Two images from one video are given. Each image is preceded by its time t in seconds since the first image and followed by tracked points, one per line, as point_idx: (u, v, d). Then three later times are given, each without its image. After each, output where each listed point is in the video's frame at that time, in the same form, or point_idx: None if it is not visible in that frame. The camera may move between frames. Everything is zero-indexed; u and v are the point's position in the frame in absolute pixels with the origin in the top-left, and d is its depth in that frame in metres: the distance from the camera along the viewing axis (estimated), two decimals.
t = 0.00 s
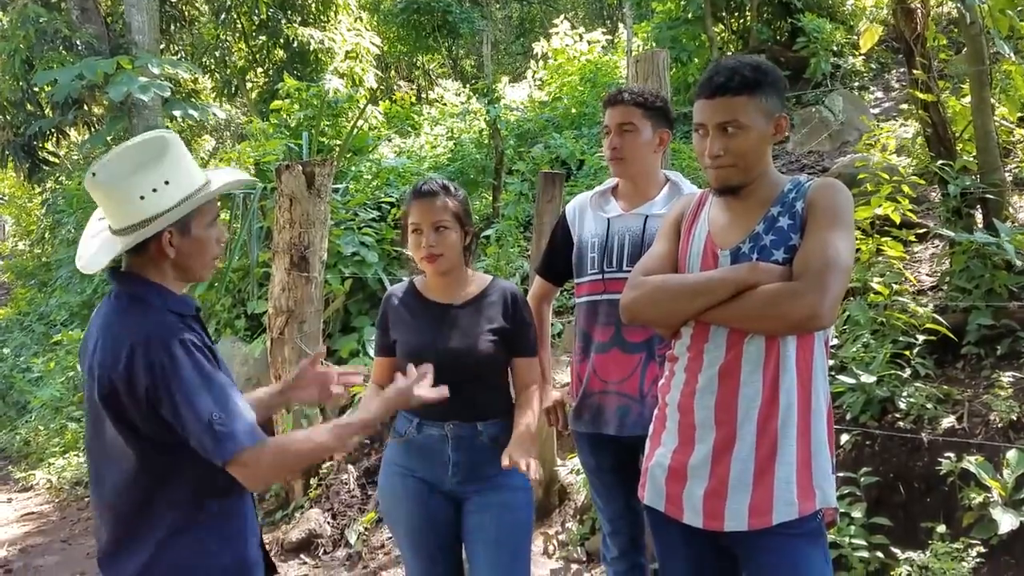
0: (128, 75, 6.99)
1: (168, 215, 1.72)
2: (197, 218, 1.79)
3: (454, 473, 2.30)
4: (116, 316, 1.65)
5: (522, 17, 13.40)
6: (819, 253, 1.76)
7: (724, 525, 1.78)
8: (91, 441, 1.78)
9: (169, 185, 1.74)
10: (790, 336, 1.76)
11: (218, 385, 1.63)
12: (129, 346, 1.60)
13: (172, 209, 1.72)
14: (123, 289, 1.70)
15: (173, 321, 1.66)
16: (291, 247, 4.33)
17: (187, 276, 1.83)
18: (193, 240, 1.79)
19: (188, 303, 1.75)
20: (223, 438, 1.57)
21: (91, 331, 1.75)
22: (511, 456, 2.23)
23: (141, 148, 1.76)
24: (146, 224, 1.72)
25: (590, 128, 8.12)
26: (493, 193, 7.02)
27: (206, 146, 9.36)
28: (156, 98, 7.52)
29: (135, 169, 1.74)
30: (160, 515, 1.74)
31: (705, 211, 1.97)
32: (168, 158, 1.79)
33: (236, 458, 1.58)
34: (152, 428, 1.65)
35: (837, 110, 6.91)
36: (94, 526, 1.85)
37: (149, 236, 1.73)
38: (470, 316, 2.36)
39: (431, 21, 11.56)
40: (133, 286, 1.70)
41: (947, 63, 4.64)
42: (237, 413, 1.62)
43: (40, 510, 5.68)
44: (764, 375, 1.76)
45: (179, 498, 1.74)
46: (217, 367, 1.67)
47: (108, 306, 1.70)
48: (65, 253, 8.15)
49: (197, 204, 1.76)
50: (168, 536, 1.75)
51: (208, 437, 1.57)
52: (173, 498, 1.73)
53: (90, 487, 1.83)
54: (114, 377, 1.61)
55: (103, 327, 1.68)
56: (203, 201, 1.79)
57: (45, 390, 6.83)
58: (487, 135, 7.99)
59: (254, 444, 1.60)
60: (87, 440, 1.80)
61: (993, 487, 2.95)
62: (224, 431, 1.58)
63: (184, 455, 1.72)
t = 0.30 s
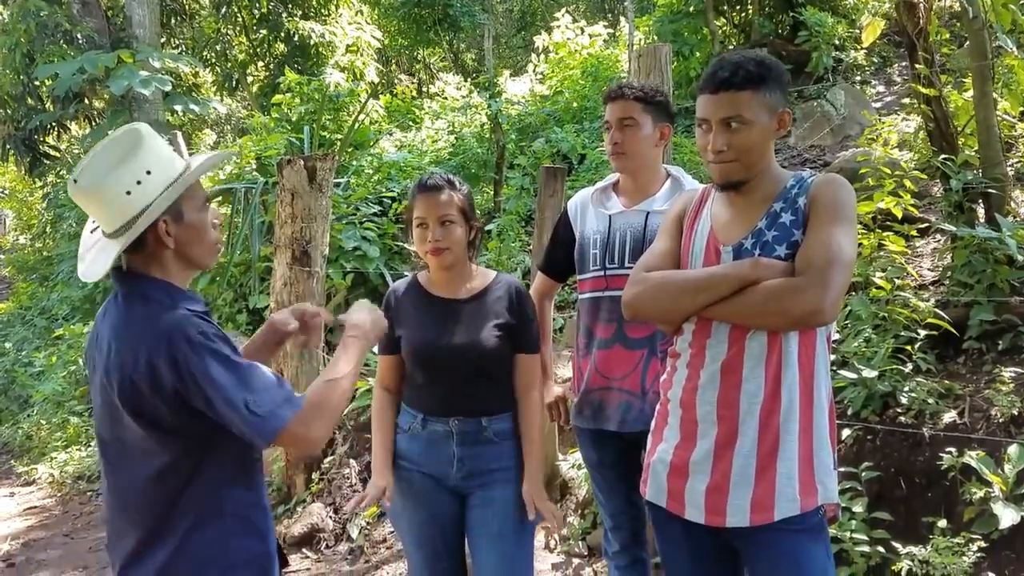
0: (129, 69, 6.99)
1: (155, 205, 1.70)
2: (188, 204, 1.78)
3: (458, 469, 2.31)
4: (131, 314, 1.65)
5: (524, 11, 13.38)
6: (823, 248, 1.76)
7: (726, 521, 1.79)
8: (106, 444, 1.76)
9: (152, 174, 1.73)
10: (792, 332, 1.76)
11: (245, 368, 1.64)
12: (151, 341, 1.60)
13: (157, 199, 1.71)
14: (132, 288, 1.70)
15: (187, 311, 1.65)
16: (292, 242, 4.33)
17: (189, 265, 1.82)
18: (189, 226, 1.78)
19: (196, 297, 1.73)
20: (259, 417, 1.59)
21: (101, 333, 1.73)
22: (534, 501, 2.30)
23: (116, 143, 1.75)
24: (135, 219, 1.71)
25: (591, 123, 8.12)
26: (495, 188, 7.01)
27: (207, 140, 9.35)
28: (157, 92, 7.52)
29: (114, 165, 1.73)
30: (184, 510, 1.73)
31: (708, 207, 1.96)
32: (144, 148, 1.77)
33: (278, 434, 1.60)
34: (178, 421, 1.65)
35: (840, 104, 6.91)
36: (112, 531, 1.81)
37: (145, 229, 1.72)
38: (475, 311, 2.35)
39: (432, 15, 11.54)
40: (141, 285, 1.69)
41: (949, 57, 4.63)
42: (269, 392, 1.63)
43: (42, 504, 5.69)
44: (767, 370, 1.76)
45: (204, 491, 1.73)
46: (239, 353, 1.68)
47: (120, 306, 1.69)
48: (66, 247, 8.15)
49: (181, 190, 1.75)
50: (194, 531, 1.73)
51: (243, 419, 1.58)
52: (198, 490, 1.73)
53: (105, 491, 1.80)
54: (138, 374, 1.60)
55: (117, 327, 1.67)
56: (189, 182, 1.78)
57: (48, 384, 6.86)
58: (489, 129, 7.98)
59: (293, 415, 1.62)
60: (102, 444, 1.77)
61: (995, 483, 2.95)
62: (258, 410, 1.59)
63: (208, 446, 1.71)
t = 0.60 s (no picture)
0: (130, 67, 6.99)
1: (154, 199, 1.70)
2: (191, 198, 1.77)
3: (459, 468, 2.31)
4: (134, 314, 1.65)
5: (525, 8, 13.36)
6: (823, 248, 1.76)
7: (725, 520, 1.79)
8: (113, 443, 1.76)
9: (149, 171, 1.74)
10: (791, 332, 1.76)
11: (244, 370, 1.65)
12: (152, 341, 1.60)
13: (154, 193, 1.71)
14: (135, 286, 1.71)
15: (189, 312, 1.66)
16: (293, 240, 4.34)
17: (197, 259, 1.82)
18: (195, 220, 1.78)
19: (204, 298, 1.74)
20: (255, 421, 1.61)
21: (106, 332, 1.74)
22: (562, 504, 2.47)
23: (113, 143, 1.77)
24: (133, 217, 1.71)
25: (592, 121, 8.12)
26: (495, 185, 7.01)
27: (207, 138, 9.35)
28: (157, 90, 7.52)
29: (112, 165, 1.74)
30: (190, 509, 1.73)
31: (708, 206, 1.96)
32: (140, 146, 1.77)
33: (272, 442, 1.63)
34: (179, 422, 1.65)
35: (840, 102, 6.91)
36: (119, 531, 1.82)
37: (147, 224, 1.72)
38: (475, 309, 2.35)
39: (432, 12, 11.56)
40: (144, 285, 1.69)
41: (950, 55, 4.63)
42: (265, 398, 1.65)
43: (44, 502, 5.71)
44: (765, 369, 1.77)
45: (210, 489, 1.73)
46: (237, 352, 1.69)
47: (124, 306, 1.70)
48: (67, 246, 8.16)
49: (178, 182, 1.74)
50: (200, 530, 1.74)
51: (240, 422, 1.60)
52: (204, 489, 1.73)
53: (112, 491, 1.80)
54: (139, 375, 1.61)
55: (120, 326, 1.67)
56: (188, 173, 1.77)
57: (49, 381, 6.87)
58: (489, 127, 7.98)
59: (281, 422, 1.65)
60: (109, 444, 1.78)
61: (995, 481, 2.96)
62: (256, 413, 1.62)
63: (210, 447, 1.72)
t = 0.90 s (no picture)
0: (130, 67, 6.99)
1: (162, 197, 1.70)
2: (203, 198, 1.78)
3: (460, 468, 2.31)
4: (142, 311, 1.65)
5: (525, 7, 13.36)
6: (821, 249, 1.76)
7: (723, 523, 1.80)
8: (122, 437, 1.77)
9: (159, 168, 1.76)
10: (790, 334, 1.77)
11: (225, 389, 1.61)
12: (149, 340, 1.59)
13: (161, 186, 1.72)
14: (149, 283, 1.71)
15: (202, 317, 1.65)
16: (294, 241, 4.34)
17: (211, 259, 1.82)
18: (207, 219, 1.79)
19: (220, 303, 1.76)
20: (217, 444, 1.56)
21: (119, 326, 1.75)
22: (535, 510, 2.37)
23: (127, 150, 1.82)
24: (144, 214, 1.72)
25: (593, 121, 8.12)
26: (496, 185, 7.00)
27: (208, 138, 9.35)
28: (158, 90, 7.54)
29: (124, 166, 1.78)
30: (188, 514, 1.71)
31: (707, 207, 1.97)
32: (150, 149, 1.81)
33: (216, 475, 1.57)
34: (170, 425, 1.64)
35: (840, 102, 6.91)
36: (127, 529, 1.82)
37: (159, 220, 1.72)
38: (475, 310, 2.35)
39: (433, 12, 11.51)
40: (162, 283, 1.69)
41: (949, 56, 4.62)
42: (233, 426, 1.60)
43: (45, 502, 5.71)
44: (763, 371, 1.77)
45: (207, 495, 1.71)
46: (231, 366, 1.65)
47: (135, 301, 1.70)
48: (68, 246, 8.17)
49: (186, 178, 1.74)
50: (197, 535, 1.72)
51: (203, 443, 1.56)
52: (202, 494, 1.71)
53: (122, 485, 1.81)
54: (137, 368, 1.60)
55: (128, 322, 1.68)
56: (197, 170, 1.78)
57: (50, 381, 6.88)
58: (489, 127, 7.99)
59: (232, 460, 1.58)
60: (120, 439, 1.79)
61: (994, 482, 2.96)
62: (220, 437, 1.57)
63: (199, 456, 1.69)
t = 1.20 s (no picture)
0: (131, 67, 6.99)
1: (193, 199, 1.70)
2: (226, 202, 1.79)
3: (461, 469, 2.31)
4: (151, 310, 1.65)
5: (526, 7, 13.35)
6: (822, 249, 1.76)
7: (723, 524, 1.80)
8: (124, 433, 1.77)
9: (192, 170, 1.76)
10: (790, 334, 1.77)
11: (231, 394, 1.61)
12: (157, 340, 1.59)
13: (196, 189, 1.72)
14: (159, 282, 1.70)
15: (210, 318, 1.65)
16: (294, 241, 4.34)
17: (224, 261, 1.82)
18: (227, 223, 1.79)
19: (228, 304, 1.76)
20: (218, 447, 1.57)
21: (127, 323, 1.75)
22: (536, 506, 2.35)
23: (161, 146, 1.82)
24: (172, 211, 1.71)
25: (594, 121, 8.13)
26: (496, 186, 7.00)
27: (208, 138, 9.35)
28: (158, 90, 7.54)
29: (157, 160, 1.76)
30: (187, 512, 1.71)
31: (707, 207, 1.97)
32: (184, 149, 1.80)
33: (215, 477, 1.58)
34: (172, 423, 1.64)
35: (841, 102, 6.90)
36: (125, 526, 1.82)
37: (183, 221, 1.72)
38: (475, 309, 2.35)
39: (433, 12, 11.49)
40: (172, 283, 1.69)
41: (950, 56, 4.62)
42: (235, 432, 1.60)
43: (45, 502, 5.72)
44: (763, 372, 1.77)
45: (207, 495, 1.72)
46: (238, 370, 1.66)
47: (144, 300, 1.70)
48: (69, 246, 8.18)
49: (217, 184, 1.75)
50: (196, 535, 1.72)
51: (203, 444, 1.56)
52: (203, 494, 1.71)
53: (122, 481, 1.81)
54: (143, 365, 1.60)
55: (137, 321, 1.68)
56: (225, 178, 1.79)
57: (50, 381, 6.90)
58: (490, 127, 8.00)
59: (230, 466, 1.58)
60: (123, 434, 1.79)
61: (993, 483, 2.97)
62: (222, 440, 1.58)
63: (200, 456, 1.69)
